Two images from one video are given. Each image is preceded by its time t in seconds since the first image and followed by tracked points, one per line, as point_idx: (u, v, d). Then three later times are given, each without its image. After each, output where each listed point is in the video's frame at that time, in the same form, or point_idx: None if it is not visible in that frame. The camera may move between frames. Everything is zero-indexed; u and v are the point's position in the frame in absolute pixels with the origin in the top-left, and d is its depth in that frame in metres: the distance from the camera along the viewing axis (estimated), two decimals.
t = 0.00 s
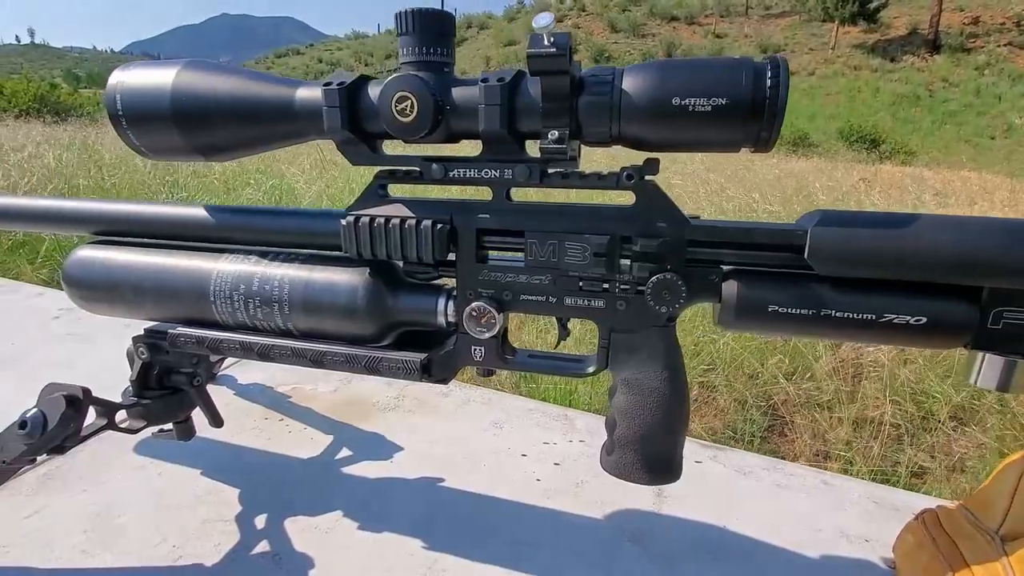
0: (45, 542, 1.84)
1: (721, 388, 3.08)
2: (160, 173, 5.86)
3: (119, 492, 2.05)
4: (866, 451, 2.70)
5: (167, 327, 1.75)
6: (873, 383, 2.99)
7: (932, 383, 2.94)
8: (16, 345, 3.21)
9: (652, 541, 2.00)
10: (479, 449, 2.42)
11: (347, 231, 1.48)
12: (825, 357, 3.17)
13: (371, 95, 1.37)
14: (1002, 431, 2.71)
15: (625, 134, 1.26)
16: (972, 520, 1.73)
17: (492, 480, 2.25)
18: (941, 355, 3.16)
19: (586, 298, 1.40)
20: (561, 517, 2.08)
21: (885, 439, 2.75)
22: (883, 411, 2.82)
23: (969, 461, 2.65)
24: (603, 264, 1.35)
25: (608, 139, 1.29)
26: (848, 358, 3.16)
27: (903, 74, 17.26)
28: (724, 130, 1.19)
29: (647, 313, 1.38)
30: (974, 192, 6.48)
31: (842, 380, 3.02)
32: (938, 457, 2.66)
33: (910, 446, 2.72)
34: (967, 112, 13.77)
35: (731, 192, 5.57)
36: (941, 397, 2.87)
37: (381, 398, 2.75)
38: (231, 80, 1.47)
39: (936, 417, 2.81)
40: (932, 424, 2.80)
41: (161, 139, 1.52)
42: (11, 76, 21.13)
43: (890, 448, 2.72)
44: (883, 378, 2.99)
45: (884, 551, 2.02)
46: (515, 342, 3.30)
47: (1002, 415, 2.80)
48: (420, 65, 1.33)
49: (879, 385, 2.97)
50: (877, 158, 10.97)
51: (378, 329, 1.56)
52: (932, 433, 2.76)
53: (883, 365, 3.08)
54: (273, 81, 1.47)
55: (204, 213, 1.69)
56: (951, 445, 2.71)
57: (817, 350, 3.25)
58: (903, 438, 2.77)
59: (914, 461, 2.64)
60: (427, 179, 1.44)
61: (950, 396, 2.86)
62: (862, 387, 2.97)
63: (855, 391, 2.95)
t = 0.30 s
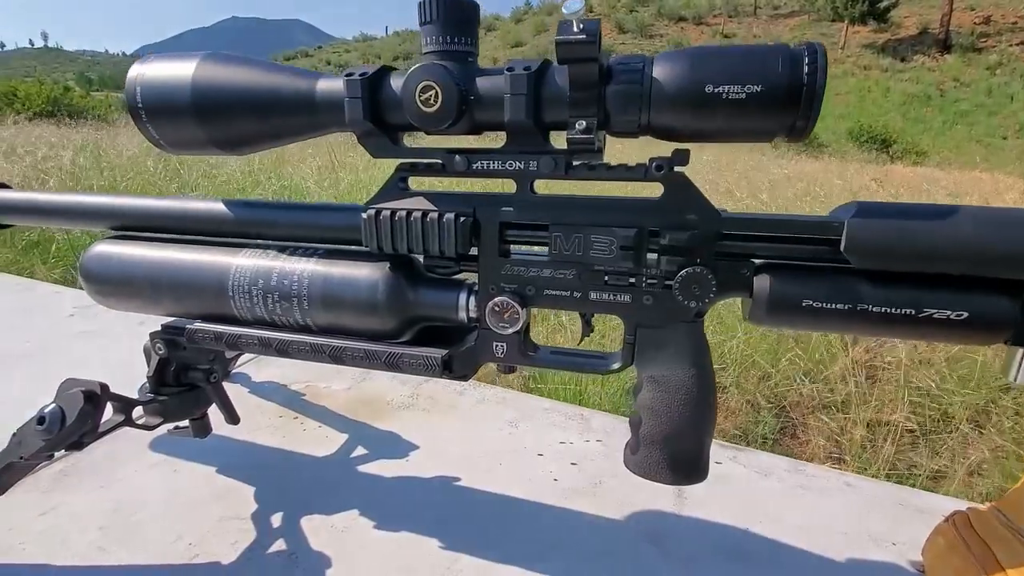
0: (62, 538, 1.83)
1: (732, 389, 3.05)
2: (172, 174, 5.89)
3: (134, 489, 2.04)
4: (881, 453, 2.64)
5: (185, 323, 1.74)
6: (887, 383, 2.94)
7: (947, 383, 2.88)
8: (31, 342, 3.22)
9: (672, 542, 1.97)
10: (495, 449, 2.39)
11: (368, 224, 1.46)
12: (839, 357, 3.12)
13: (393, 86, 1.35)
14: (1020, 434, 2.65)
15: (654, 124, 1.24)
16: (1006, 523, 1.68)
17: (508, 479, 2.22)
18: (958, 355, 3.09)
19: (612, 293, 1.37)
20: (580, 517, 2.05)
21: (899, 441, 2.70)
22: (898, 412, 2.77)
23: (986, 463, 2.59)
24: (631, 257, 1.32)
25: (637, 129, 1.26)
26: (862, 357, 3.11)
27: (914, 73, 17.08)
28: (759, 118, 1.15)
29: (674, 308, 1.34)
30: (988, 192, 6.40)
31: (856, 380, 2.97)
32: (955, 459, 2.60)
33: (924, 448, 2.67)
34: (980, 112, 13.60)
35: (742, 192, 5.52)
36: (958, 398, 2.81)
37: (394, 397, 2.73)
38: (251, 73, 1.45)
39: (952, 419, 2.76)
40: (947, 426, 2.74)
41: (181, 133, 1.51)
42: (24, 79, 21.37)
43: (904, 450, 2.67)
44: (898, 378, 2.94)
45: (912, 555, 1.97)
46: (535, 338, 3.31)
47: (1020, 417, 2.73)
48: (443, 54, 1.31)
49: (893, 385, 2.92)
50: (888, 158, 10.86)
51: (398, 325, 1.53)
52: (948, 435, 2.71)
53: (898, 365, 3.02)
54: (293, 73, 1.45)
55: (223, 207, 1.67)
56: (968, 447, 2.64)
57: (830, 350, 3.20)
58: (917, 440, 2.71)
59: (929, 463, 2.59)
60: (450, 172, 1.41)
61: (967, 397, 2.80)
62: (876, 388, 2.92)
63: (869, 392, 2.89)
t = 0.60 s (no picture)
0: (72, 539, 1.80)
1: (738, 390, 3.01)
2: (177, 175, 5.89)
3: (144, 489, 2.02)
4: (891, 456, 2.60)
5: (197, 319, 1.71)
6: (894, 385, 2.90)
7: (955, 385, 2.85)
8: (37, 342, 3.20)
9: (690, 543, 1.93)
10: (508, 448, 2.36)
11: (385, 219, 1.43)
12: (847, 358, 3.08)
13: (412, 77, 1.33)
14: None
15: (681, 114, 1.21)
16: None
17: (522, 479, 2.19)
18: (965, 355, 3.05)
19: (636, 288, 1.34)
20: (596, 518, 2.02)
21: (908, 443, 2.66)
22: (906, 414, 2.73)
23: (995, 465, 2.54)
24: (655, 251, 1.29)
25: (663, 120, 1.23)
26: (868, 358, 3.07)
27: (917, 74, 17.04)
28: (791, 107, 1.13)
29: (699, 303, 1.31)
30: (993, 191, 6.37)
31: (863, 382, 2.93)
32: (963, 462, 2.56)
33: (933, 451, 2.63)
34: (983, 112, 13.56)
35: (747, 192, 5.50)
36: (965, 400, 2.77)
37: (404, 396, 2.70)
38: (266, 64, 1.43)
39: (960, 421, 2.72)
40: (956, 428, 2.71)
41: (194, 127, 1.49)
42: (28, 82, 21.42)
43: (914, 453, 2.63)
44: (905, 379, 2.90)
45: (935, 556, 1.93)
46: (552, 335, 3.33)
47: None
48: (464, 44, 1.28)
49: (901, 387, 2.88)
50: (892, 159, 10.82)
51: (415, 321, 1.51)
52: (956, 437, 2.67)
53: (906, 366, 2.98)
54: (308, 65, 1.43)
55: (236, 202, 1.65)
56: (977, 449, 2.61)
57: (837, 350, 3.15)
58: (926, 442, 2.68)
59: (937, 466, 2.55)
60: (469, 165, 1.39)
61: (972, 400, 2.78)
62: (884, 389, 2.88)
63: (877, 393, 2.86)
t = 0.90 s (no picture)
0: (83, 534, 1.77)
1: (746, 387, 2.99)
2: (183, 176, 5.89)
3: (155, 485, 1.99)
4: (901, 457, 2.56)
5: (211, 311, 1.68)
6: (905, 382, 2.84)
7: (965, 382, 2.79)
8: (45, 338, 3.18)
9: (712, 541, 1.89)
10: (522, 445, 2.33)
11: (405, 206, 1.40)
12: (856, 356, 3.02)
13: (434, 59, 1.29)
14: None
15: (713, 96, 1.18)
16: None
17: (537, 476, 2.15)
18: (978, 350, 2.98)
19: (664, 277, 1.30)
20: (614, 515, 1.98)
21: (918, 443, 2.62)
22: (916, 413, 2.68)
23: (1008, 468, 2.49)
24: (685, 238, 1.25)
25: (694, 102, 1.20)
26: (880, 356, 3.01)
27: (922, 75, 16.97)
28: (829, 87, 1.10)
29: (730, 292, 1.28)
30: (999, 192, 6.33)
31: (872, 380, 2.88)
32: (974, 462, 2.51)
33: (943, 450, 2.59)
34: (989, 113, 13.49)
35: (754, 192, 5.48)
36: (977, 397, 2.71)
37: (416, 393, 2.67)
38: (283, 49, 1.40)
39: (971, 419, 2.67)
40: (967, 425, 2.65)
41: (210, 113, 1.46)
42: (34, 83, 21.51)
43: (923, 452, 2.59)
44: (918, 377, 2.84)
45: (963, 555, 1.89)
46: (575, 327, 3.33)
47: None
48: (489, 24, 1.24)
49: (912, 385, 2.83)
50: (898, 160, 10.76)
51: (434, 312, 1.47)
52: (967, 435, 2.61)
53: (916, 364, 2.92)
54: (326, 49, 1.40)
55: (252, 191, 1.62)
56: (987, 449, 2.56)
57: (845, 348, 3.10)
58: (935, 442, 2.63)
59: (947, 466, 2.51)
60: (492, 151, 1.35)
61: (988, 399, 2.70)
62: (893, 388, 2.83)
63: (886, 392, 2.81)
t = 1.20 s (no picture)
0: (93, 531, 1.75)
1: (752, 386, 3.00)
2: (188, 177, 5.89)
3: (166, 482, 1.97)
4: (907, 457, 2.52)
5: (224, 305, 1.67)
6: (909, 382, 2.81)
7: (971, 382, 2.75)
8: (52, 337, 3.16)
9: (729, 540, 1.86)
10: (534, 442, 2.30)
11: (423, 197, 1.38)
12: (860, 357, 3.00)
13: (453, 47, 1.27)
14: None
15: (740, 83, 1.16)
16: None
17: (551, 474, 2.13)
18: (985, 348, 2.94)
19: (687, 268, 1.28)
20: (629, 514, 1.95)
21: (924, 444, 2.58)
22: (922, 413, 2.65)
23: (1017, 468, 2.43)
24: (709, 229, 1.22)
25: (720, 90, 1.18)
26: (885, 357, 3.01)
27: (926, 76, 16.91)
28: (860, 72, 1.08)
29: (755, 284, 1.25)
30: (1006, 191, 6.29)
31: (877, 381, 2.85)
32: (982, 461, 2.46)
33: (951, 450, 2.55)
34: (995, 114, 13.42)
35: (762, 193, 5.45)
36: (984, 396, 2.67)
37: (426, 390, 2.65)
38: (299, 38, 1.38)
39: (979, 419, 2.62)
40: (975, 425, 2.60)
41: (225, 104, 1.44)
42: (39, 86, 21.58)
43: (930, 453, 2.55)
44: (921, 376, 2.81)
45: (985, 554, 1.85)
46: (594, 321, 3.36)
47: None
48: (510, 11, 1.22)
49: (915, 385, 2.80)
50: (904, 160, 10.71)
51: (451, 306, 1.45)
52: (975, 434, 2.57)
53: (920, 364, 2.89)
54: (343, 38, 1.38)
55: (267, 183, 1.59)
56: (995, 450, 2.51)
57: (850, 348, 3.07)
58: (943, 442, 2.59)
59: (955, 464, 2.46)
60: (511, 140, 1.33)
61: (994, 400, 2.66)
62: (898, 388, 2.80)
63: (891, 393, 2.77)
